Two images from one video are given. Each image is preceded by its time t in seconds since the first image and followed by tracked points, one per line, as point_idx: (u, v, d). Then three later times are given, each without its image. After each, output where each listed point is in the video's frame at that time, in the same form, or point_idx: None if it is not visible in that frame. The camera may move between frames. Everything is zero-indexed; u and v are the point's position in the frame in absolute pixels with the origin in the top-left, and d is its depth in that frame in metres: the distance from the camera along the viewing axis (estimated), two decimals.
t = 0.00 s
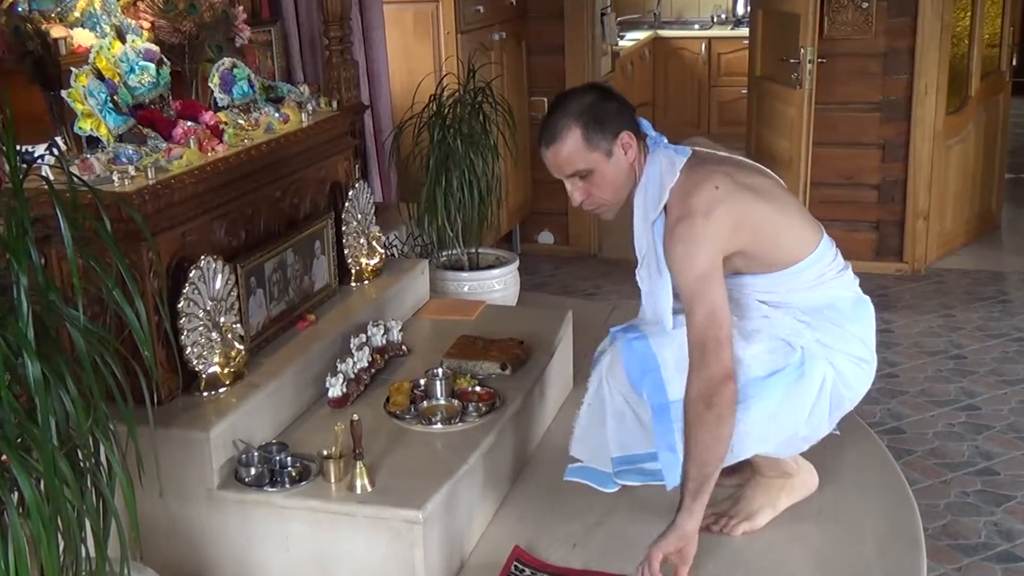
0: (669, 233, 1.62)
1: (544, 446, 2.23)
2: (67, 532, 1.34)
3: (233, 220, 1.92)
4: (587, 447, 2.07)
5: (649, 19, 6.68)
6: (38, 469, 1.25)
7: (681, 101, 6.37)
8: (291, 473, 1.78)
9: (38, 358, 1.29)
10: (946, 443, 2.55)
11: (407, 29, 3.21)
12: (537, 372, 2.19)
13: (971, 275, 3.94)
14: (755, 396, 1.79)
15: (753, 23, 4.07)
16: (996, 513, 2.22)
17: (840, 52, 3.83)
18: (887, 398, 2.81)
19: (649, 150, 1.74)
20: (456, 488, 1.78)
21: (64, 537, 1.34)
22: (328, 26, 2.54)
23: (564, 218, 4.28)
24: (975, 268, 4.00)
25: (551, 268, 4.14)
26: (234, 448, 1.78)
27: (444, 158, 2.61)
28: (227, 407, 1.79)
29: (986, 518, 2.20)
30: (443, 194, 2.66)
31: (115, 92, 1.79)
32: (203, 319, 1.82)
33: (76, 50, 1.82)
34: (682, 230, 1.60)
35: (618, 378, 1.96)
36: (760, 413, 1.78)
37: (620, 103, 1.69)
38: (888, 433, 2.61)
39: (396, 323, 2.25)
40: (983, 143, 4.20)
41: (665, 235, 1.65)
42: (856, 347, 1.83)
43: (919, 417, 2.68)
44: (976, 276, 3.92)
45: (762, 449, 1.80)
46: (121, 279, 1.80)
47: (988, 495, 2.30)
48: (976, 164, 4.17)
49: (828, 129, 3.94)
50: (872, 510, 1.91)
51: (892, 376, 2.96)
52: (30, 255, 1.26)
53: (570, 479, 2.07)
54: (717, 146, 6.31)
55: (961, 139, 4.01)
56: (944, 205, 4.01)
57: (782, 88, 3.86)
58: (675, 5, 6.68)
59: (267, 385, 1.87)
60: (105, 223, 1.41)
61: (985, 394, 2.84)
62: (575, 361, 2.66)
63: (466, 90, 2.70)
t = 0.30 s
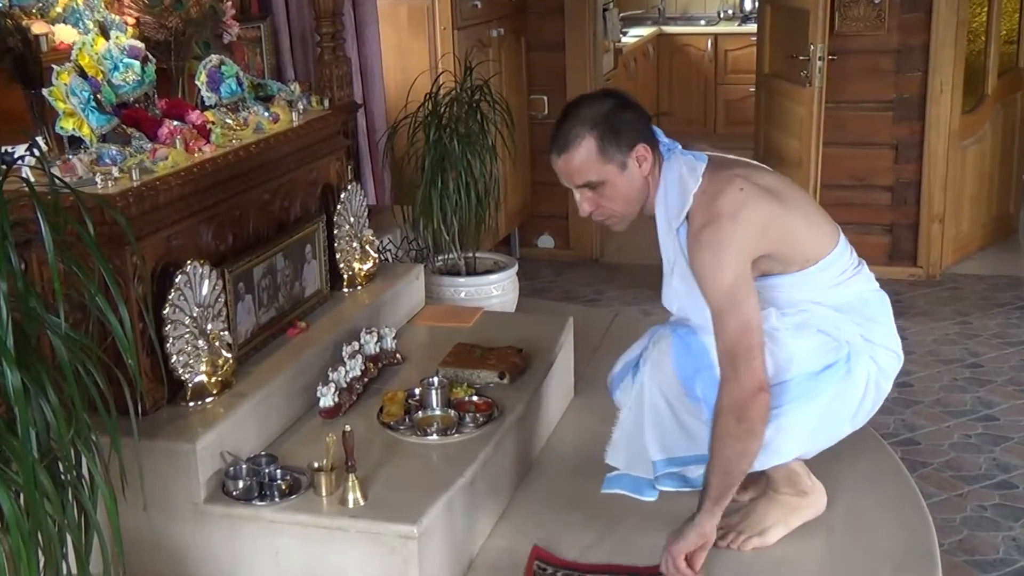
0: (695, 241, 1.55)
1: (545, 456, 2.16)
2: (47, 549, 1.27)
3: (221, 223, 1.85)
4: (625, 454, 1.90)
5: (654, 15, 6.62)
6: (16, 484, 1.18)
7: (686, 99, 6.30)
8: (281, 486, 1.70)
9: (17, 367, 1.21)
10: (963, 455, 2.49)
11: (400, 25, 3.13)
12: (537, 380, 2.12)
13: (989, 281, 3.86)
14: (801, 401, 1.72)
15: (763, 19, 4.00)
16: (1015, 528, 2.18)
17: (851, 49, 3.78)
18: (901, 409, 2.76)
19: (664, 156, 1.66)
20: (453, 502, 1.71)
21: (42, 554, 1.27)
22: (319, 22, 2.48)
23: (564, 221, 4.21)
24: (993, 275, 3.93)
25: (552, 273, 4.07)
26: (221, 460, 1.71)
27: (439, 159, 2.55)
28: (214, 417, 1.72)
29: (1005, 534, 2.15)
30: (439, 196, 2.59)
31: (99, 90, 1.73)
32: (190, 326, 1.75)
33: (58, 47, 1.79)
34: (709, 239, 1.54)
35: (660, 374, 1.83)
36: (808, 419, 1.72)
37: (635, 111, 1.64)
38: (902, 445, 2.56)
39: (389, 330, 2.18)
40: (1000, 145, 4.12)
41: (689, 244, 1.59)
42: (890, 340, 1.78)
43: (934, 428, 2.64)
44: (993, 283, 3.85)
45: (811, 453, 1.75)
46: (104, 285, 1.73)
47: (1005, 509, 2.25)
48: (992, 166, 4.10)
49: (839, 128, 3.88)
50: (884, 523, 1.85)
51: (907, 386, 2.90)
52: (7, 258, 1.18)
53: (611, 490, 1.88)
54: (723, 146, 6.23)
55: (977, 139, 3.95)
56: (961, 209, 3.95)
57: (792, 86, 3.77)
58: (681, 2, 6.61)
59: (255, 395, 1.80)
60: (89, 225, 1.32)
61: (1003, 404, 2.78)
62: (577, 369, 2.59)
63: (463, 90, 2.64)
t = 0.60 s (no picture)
0: (731, 224, 1.52)
1: (546, 465, 2.10)
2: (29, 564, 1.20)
3: (209, 225, 1.79)
4: (681, 465, 1.72)
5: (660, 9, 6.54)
6: None
7: (691, 96, 6.24)
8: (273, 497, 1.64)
9: None
10: (977, 466, 2.45)
11: (395, 20, 3.06)
12: (538, 387, 2.06)
13: (1005, 286, 3.80)
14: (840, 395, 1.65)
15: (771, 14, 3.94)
16: None
17: (863, 45, 3.72)
18: (914, 417, 2.70)
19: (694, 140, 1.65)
20: (450, 514, 1.64)
21: (20, 568, 1.20)
22: (311, 17, 2.43)
23: (564, 223, 4.15)
24: (1009, 279, 3.86)
25: (552, 278, 4.01)
26: (210, 471, 1.64)
27: (435, 160, 2.50)
28: (202, 426, 1.66)
29: (1019, 548, 2.11)
30: (434, 197, 2.53)
31: (83, 87, 1.67)
32: (177, 331, 1.69)
33: (39, 41, 1.73)
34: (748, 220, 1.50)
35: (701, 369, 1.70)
36: (847, 414, 1.65)
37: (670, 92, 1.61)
38: (916, 455, 2.50)
39: (384, 335, 2.12)
40: (1016, 146, 4.06)
41: (722, 229, 1.55)
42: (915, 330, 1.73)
43: (949, 438, 2.58)
44: (1008, 287, 3.79)
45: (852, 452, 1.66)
46: (87, 288, 1.67)
47: (1022, 522, 2.20)
48: (1008, 168, 4.04)
49: (850, 126, 3.82)
50: (897, 536, 1.79)
51: (921, 394, 2.84)
52: None
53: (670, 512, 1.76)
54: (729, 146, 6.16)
55: (993, 139, 3.89)
56: (976, 211, 3.90)
57: (801, 83, 3.71)
58: None
59: (245, 403, 1.74)
60: (72, 224, 1.25)
61: (1019, 413, 2.72)
62: (579, 376, 2.53)
63: (461, 88, 2.58)
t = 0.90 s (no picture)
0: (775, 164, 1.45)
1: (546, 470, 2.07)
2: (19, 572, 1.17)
3: (203, 227, 1.76)
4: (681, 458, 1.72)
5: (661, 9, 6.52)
6: None
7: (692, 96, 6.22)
8: (268, 503, 1.61)
9: None
10: (984, 471, 2.42)
11: (392, 19, 3.03)
12: (537, 392, 2.04)
13: (1009, 288, 3.78)
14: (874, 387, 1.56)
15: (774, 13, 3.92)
16: None
17: (867, 44, 3.70)
18: (919, 421, 2.68)
19: (721, 91, 1.59)
20: (450, 521, 1.62)
21: None
22: (308, 15, 2.40)
23: (565, 224, 4.12)
24: (1014, 282, 3.84)
25: (552, 280, 3.98)
26: (204, 476, 1.62)
27: (433, 161, 2.47)
28: (196, 432, 1.63)
29: None
30: (433, 199, 2.50)
31: (75, 87, 1.64)
32: (171, 335, 1.66)
33: (31, 42, 1.71)
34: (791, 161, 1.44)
35: (725, 390, 1.64)
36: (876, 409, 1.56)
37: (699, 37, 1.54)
38: (922, 460, 2.48)
39: (381, 339, 2.09)
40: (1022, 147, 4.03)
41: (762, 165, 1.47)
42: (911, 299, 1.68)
43: (955, 443, 2.56)
44: (1013, 289, 3.76)
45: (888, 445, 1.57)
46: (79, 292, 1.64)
47: None
48: (1013, 169, 4.01)
49: (854, 126, 3.79)
50: (900, 544, 1.77)
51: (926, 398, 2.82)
52: None
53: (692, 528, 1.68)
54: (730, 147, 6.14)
55: (999, 139, 3.86)
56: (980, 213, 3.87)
57: (804, 82, 3.69)
58: None
59: (240, 408, 1.72)
60: (65, 226, 1.22)
61: None
62: (580, 380, 2.51)
63: (460, 87, 2.55)
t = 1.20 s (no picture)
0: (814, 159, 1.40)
1: (545, 472, 2.07)
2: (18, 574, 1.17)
3: (202, 229, 1.76)
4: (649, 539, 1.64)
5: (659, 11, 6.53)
6: None
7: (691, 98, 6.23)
8: (268, 505, 1.62)
9: None
10: (982, 472, 2.42)
11: (391, 22, 3.04)
12: (536, 393, 2.04)
13: (1008, 289, 3.78)
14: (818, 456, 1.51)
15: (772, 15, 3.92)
16: None
17: (865, 46, 3.70)
18: (918, 423, 2.68)
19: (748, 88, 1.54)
20: (449, 522, 1.62)
21: None
22: (306, 17, 2.40)
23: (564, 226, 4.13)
24: (1013, 283, 3.84)
25: (551, 281, 3.99)
26: (203, 478, 1.62)
27: (433, 162, 2.47)
28: (195, 434, 1.63)
29: None
30: (432, 201, 2.50)
31: (74, 89, 1.64)
32: (171, 337, 1.66)
33: (31, 44, 1.72)
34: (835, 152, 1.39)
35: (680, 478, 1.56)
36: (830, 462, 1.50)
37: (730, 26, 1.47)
38: (921, 461, 2.48)
39: (380, 340, 2.10)
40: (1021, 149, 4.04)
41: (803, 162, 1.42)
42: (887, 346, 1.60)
43: (954, 444, 2.56)
44: (1011, 291, 3.76)
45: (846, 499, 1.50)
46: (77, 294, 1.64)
47: None
48: (1012, 171, 4.01)
49: (852, 128, 3.80)
50: (899, 547, 1.76)
51: (925, 400, 2.82)
52: None
53: None
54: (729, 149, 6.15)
55: (998, 140, 3.86)
56: (979, 215, 3.87)
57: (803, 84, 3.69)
58: None
59: (239, 410, 1.72)
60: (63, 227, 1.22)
61: None
62: (579, 383, 2.51)
63: (458, 88, 2.56)
